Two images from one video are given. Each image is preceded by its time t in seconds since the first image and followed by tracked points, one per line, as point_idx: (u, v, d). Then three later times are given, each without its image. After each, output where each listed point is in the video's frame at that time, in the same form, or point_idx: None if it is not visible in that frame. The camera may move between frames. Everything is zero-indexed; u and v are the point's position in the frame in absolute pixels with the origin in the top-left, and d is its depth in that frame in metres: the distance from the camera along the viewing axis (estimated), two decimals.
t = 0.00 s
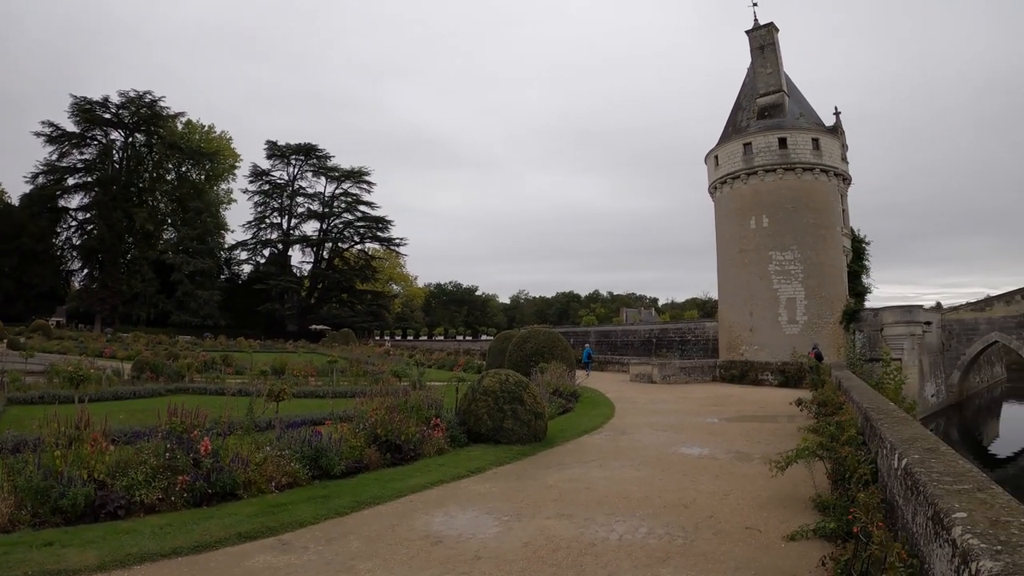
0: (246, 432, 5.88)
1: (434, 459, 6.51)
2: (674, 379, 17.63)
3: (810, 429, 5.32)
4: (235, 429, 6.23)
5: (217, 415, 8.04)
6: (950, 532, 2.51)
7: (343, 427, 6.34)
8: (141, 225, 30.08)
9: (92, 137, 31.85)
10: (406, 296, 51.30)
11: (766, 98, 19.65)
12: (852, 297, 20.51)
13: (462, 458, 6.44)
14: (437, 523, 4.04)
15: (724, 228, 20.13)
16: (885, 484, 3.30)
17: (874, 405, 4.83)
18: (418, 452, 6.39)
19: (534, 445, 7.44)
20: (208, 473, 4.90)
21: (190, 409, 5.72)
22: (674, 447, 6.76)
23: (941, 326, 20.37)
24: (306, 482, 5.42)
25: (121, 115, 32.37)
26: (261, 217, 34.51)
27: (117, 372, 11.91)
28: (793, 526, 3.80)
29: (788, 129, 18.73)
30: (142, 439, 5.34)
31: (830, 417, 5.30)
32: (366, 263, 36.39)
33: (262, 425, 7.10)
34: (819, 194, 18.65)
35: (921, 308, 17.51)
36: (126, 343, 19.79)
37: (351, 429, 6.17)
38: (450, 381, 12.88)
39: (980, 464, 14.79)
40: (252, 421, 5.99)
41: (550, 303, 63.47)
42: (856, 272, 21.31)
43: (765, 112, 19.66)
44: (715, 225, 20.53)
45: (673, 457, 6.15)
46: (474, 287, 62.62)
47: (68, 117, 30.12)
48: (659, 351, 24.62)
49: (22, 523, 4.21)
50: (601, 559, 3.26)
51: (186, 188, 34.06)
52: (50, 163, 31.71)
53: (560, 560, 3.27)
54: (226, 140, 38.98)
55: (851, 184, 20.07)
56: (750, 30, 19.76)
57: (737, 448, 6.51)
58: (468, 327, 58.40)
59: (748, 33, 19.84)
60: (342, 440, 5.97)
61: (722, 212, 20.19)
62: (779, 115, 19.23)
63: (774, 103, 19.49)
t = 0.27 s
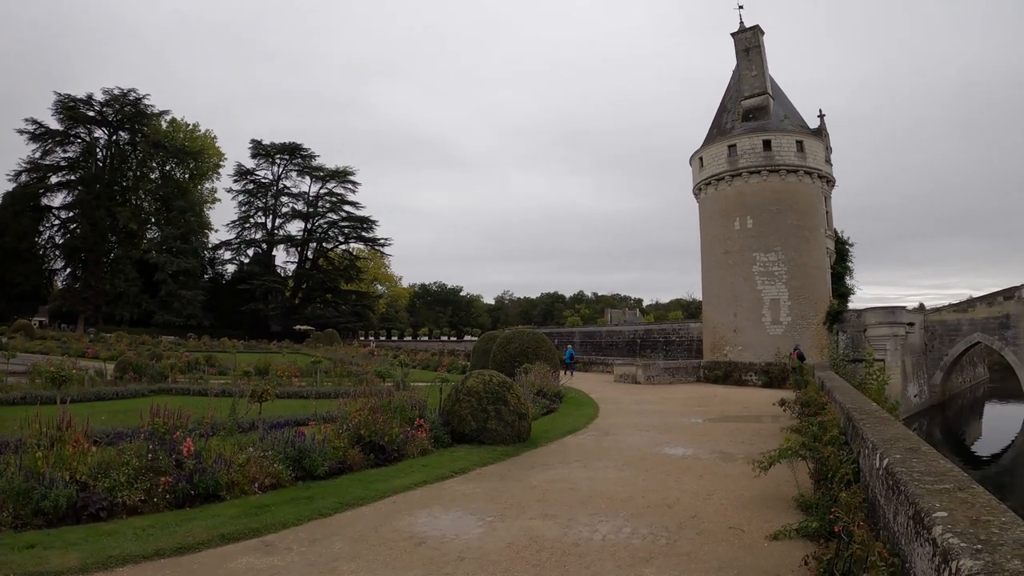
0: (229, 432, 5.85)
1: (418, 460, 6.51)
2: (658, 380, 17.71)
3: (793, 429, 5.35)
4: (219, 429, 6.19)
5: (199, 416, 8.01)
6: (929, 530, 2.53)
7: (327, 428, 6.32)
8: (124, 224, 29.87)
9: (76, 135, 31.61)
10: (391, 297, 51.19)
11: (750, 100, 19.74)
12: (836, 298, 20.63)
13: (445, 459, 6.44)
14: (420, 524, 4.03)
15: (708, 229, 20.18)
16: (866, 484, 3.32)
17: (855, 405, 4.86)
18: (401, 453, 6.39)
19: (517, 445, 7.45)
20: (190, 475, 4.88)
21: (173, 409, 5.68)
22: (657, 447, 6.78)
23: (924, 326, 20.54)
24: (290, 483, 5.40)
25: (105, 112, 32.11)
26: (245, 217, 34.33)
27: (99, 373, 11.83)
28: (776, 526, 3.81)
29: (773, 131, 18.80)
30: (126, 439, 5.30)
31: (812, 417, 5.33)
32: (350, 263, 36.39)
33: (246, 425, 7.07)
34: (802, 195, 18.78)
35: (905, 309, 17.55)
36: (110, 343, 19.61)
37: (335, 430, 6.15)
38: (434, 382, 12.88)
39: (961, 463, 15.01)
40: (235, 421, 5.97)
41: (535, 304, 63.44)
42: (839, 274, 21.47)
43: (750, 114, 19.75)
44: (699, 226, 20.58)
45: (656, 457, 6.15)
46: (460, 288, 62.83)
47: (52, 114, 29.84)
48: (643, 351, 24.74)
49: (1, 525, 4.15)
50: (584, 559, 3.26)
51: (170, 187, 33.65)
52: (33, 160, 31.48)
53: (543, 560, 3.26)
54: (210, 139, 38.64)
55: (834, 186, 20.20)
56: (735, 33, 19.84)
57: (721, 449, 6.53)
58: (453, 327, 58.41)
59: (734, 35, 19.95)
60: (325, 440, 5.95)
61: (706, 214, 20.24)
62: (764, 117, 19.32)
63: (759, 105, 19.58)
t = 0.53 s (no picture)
0: (210, 433, 5.81)
1: (400, 460, 6.51)
2: (641, 379, 17.78)
3: (774, 429, 5.37)
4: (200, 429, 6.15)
5: (181, 416, 7.97)
6: (907, 529, 2.54)
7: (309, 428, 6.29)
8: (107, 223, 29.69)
9: (59, 132, 31.41)
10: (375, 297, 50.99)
11: (734, 102, 19.76)
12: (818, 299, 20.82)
13: (428, 459, 6.42)
14: (402, 524, 4.01)
15: (692, 229, 20.26)
16: (846, 484, 3.33)
17: (836, 405, 4.89)
18: (384, 453, 6.39)
19: (499, 445, 7.46)
20: (172, 475, 4.86)
21: (153, 409, 5.65)
22: (640, 447, 6.80)
23: (906, 328, 20.58)
24: (271, 484, 5.39)
25: (88, 110, 31.87)
26: (228, 216, 34.18)
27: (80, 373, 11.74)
28: (757, 525, 3.82)
29: (757, 133, 18.90)
30: (106, 440, 5.25)
31: (794, 418, 5.36)
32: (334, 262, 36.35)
33: (227, 426, 7.03)
34: (785, 197, 18.93)
35: (885, 310, 17.96)
36: (93, 343, 19.41)
37: (316, 430, 6.13)
38: (416, 382, 12.87)
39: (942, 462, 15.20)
40: (216, 422, 5.93)
41: (519, 304, 63.14)
42: (822, 275, 21.61)
43: (733, 116, 19.83)
44: (683, 226, 20.64)
45: (639, 457, 6.17)
46: (443, 287, 62.93)
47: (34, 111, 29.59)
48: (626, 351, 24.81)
49: None
50: (565, 560, 3.25)
51: (153, 185, 33.21)
52: (15, 158, 31.25)
53: (524, 560, 3.25)
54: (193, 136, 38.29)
55: (817, 187, 20.38)
56: (721, 34, 19.86)
57: (703, 448, 6.55)
58: (437, 327, 58.38)
59: (719, 37, 19.93)
60: (307, 440, 5.94)
61: (690, 214, 20.32)
62: (747, 119, 19.40)
63: (743, 107, 19.64)
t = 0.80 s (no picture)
0: (192, 433, 5.77)
1: (382, 461, 6.51)
2: (624, 380, 17.79)
3: (755, 429, 5.40)
4: (180, 430, 6.10)
5: (161, 417, 7.91)
6: (886, 529, 2.55)
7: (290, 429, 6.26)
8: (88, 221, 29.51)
9: (41, 129, 31.20)
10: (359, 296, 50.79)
11: (718, 104, 19.79)
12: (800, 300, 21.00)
13: (410, 460, 6.41)
14: (383, 525, 3.99)
15: (675, 231, 20.33)
16: (826, 483, 3.34)
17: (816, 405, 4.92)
18: (366, 453, 6.38)
19: (481, 446, 7.45)
20: (152, 476, 4.83)
21: (134, 409, 5.62)
22: (622, 447, 6.82)
23: (888, 328, 21.24)
24: (252, 484, 5.37)
25: (70, 107, 31.63)
26: (211, 215, 34.01)
27: (61, 373, 11.66)
28: (738, 525, 3.83)
29: (740, 135, 19.00)
30: (86, 441, 5.20)
31: (775, 418, 5.39)
32: (317, 262, 36.26)
33: (208, 426, 6.97)
34: (768, 198, 19.05)
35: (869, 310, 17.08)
36: (74, 343, 19.21)
37: (298, 431, 6.10)
38: (398, 382, 12.86)
39: (924, 461, 15.32)
40: (198, 422, 5.89)
41: (503, 304, 62.73)
42: (804, 275, 21.77)
43: (717, 118, 19.92)
44: (666, 227, 20.70)
45: (621, 457, 6.18)
46: (426, 288, 63.10)
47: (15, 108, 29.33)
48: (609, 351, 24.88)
49: None
50: (547, 560, 3.24)
51: (136, 184, 32.64)
52: None
53: (505, 561, 3.24)
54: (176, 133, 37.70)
55: (800, 189, 20.56)
56: (705, 36, 19.94)
57: (685, 448, 6.57)
58: (419, 327, 58.49)
59: (704, 39, 19.98)
60: (289, 441, 5.91)
61: (673, 215, 20.38)
62: (731, 120, 19.47)
63: (726, 109, 19.71)
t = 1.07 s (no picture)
0: (170, 434, 5.74)
1: (361, 462, 6.50)
2: (604, 380, 17.77)
3: (735, 429, 5.41)
4: (158, 431, 6.07)
5: (138, 417, 7.86)
6: (861, 529, 2.56)
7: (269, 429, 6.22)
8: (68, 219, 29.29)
9: (20, 125, 30.97)
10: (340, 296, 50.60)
11: (700, 106, 19.95)
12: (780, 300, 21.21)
13: (390, 460, 6.39)
14: (362, 526, 3.98)
15: (655, 232, 20.38)
16: (804, 482, 3.35)
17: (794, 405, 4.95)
18: (345, 454, 6.37)
19: (460, 446, 7.44)
20: (130, 477, 4.80)
21: (112, 410, 5.60)
22: (602, 447, 6.82)
23: (868, 329, 20.98)
24: (230, 486, 5.34)
25: (50, 103, 31.48)
26: (192, 213, 33.82)
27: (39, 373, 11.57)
28: (716, 524, 3.84)
29: (721, 137, 19.10)
30: (62, 442, 5.15)
31: (754, 418, 5.40)
32: (297, 262, 36.09)
33: (187, 427, 6.93)
34: (749, 200, 19.16)
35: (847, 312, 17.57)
36: (52, 343, 19.00)
37: (277, 431, 6.07)
38: (378, 382, 12.85)
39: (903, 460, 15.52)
40: (176, 423, 5.86)
41: (484, 304, 61.48)
42: (784, 276, 21.96)
43: (698, 119, 20.04)
44: (648, 228, 20.76)
45: (601, 457, 6.18)
46: (407, 288, 63.26)
47: None
48: (590, 352, 24.90)
49: None
50: (525, 560, 3.23)
51: (115, 181, 32.70)
52: None
53: (484, 561, 3.23)
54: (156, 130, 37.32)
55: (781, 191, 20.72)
56: (688, 39, 20.08)
57: (664, 448, 6.58)
58: (400, 328, 58.49)
59: (686, 41, 20.10)
60: (267, 442, 5.89)
61: (654, 215, 20.45)
62: (713, 122, 19.61)
63: (708, 111, 19.84)
